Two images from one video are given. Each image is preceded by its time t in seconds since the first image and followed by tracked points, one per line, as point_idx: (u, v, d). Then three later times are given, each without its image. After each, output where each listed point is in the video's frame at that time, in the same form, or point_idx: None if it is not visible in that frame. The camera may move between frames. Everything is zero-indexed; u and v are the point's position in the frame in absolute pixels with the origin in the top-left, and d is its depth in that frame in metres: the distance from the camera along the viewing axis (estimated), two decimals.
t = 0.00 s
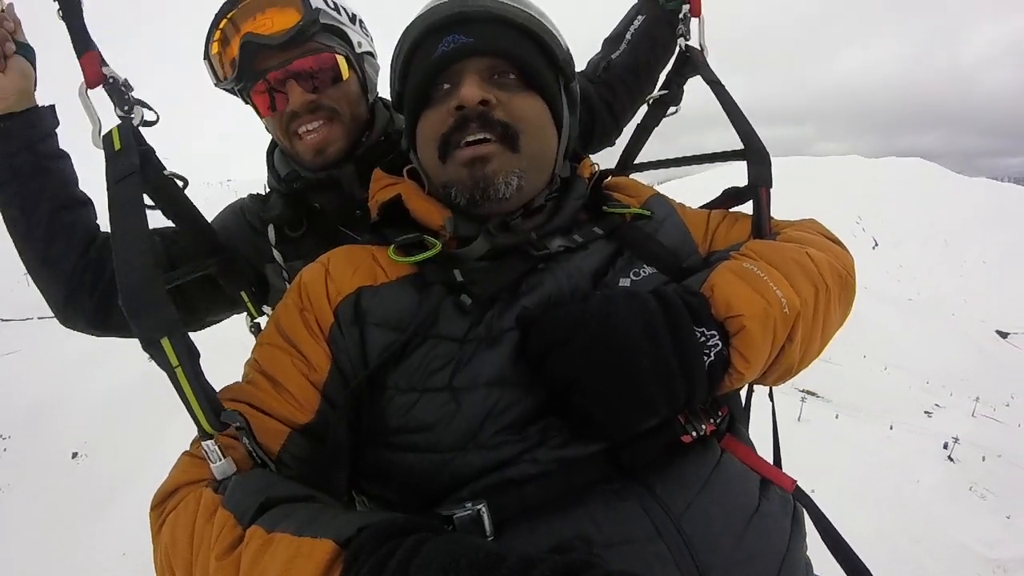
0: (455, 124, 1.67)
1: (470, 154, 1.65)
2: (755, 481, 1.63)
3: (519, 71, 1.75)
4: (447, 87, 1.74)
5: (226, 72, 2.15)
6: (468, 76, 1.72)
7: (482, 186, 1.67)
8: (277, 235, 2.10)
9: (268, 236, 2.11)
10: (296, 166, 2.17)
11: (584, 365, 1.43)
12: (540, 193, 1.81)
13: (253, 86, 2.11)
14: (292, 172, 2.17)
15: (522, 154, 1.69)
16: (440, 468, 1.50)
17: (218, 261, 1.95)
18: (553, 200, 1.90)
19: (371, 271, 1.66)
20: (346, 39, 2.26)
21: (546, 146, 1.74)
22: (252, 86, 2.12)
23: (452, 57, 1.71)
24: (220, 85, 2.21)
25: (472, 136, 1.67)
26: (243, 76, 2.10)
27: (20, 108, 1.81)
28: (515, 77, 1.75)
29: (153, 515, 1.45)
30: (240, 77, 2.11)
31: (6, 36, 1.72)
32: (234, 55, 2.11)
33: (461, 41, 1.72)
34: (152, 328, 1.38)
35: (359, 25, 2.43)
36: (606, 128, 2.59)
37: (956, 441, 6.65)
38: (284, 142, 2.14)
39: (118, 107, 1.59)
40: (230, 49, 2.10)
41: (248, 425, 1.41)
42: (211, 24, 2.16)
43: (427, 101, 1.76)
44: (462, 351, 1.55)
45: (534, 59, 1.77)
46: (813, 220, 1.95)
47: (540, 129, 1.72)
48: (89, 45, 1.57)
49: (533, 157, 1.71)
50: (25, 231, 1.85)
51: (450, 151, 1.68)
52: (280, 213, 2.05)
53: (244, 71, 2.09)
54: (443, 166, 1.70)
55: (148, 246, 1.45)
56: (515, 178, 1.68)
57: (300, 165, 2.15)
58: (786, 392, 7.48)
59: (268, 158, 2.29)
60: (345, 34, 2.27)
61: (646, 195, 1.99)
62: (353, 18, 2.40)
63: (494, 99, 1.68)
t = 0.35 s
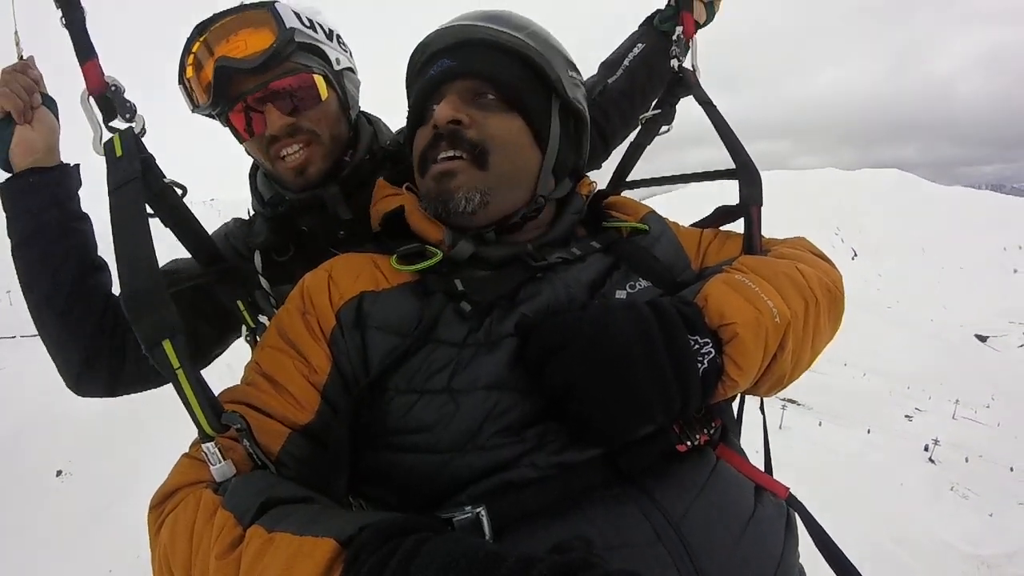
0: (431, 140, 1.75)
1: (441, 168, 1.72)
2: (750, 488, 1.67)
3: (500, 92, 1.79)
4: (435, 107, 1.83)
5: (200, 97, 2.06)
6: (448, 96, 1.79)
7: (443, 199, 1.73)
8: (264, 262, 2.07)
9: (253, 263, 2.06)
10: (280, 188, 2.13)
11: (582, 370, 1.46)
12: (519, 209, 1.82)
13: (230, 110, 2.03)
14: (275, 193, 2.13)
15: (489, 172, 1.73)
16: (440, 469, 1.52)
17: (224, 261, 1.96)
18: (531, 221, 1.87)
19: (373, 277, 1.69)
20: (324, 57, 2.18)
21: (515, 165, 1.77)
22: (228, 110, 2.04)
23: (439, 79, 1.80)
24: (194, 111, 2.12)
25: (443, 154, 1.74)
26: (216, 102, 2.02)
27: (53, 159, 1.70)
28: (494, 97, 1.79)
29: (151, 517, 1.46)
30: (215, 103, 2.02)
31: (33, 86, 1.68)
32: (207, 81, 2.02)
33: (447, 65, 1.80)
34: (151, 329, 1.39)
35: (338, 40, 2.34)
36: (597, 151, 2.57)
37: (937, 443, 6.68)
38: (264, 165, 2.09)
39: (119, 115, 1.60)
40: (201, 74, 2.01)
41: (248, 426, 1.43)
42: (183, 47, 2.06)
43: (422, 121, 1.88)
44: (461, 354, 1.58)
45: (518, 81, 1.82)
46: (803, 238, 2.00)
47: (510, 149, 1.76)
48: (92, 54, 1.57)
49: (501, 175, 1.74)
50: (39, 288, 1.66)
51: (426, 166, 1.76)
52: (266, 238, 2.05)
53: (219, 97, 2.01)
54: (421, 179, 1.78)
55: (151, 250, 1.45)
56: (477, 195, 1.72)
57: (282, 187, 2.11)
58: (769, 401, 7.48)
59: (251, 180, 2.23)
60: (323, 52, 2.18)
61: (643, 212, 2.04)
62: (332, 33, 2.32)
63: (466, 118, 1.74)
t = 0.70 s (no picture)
0: (428, 149, 1.78)
1: (436, 176, 1.75)
2: (755, 492, 1.65)
3: (496, 99, 1.80)
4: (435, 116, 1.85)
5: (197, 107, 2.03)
6: (444, 105, 1.81)
7: (440, 205, 1.75)
8: (267, 271, 2.08)
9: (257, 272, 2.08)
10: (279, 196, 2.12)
11: (584, 374, 1.46)
12: (517, 214, 1.82)
13: (226, 121, 2.00)
14: (275, 201, 2.11)
15: (483, 179, 1.75)
16: (443, 471, 1.52)
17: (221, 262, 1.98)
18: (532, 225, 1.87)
19: (379, 280, 1.70)
20: (320, 65, 2.13)
21: (511, 172, 1.78)
22: (224, 121, 2.01)
23: (435, 89, 1.82)
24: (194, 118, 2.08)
25: (440, 163, 1.77)
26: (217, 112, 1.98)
27: (91, 220, 1.61)
28: (491, 104, 1.80)
29: (153, 516, 1.47)
30: (214, 112, 1.99)
31: (63, 147, 1.58)
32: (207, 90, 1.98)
33: (444, 74, 1.82)
34: (148, 334, 1.39)
35: (335, 47, 2.29)
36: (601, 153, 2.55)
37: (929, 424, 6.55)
38: (264, 172, 2.07)
39: (113, 124, 1.59)
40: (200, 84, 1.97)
41: (246, 427, 1.45)
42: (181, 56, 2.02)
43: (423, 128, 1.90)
44: (466, 358, 1.59)
45: (511, 86, 1.81)
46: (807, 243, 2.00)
47: (505, 157, 1.77)
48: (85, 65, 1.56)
49: (495, 184, 1.76)
50: (76, 300, 1.57)
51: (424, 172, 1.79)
52: (267, 248, 2.07)
53: (215, 108, 1.97)
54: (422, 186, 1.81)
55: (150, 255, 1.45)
56: (472, 202, 1.74)
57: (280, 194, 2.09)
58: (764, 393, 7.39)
59: (251, 187, 2.21)
60: (319, 60, 2.14)
61: (648, 216, 2.04)
62: (330, 41, 2.27)
63: (462, 127, 1.75)
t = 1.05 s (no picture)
0: (428, 152, 1.76)
1: (439, 180, 1.73)
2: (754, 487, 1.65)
3: (494, 97, 1.78)
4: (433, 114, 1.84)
5: (216, 87, 2.07)
6: (442, 106, 1.79)
7: (444, 212, 1.73)
8: (269, 269, 2.07)
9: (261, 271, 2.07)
10: (284, 188, 2.13)
11: (585, 374, 1.45)
12: (521, 216, 1.82)
13: (245, 103, 2.04)
14: (280, 194, 2.12)
15: (488, 183, 1.74)
16: (443, 472, 1.52)
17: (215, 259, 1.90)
18: (535, 226, 1.87)
19: (378, 279, 1.70)
20: (344, 61, 2.20)
21: (516, 175, 1.78)
22: (243, 103, 2.05)
23: (430, 87, 1.81)
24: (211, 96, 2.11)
25: (441, 166, 1.76)
26: (238, 89, 2.02)
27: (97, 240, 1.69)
28: (490, 103, 1.79)
29: (152, 516, 1.46)
30: (234, 91, 2.02)
31: (65, 170, 1.65)
32: (230, 68, 2.02)
33: (439, 71, 1.79)
34: (138, 338, 1.44)
35: (356, 46, 2.37)
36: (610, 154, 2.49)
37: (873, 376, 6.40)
38: (275, 160, 2.10)
39: (96, 129, 1.61)
40: (225, 63, 2.02)
41: (240, 427, 1.46)
42: (205, 35, 2.07)
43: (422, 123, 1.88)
44: (467, 359, 1.59)
45: (508, 80, 1.79)
46: (807, 238, 1.98)
47: (508, 159, 1.77)
48: (66, 73, 1.58)
49: (499, 187, 1.75)
50: (84, 315, 1.65)
51: (427, 174, 1.78)
52: (269, 245, 2.05)
53: (237, 88, 2.02)
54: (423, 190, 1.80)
55: (138, 260, 1.48)
56: (477, 209, 1.73)
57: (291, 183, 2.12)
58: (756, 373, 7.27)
59: (254, 179, 2.23)
60: (343, 55, 2.21)
61: (648, 210, 2.03)
62: (353, 39, 2.35)
63: (462, 128, 1.74)
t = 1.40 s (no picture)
0: (427, 150, 1.76)
1: (437, 180, 1.73)
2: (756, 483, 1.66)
3: (492, 96, 1.77)
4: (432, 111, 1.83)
5: (249, 67, 2.10)
6: (441, 104, 1.78)
7: (443, 211, 1.73)
8: (278, 259, 2.10)
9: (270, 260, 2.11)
10: (302, 177, 2.14)
11: (584, 369, 1.44)
12: (520, 214, 1.81)
13: (276, 86, 2.07)
14: (294, 184, 2.13)
15: (487, 182, 1.74)
16: (442, 468, 1.51)
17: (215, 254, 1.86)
18: (534, 224, 1.86)
19: (377, 276, 1.69)
20: (372, 56, 2.25)
21: (515, 173, 1.77)
22: (274, 86, 2.07)
23: (429, 85, 1.80)
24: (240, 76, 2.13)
25: (440, 165, 1.75)
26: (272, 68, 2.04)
27: (88, 228, 1.67)
28: (488, 101, 1.77)
29: (152, 514, 1.46)
30: (267, 72, 2.05)
31: (54, 159, 1.62)
32: (265, 49, 2.06)
33: (437, 70, 1.78)
34: (136, 336, 1.43)
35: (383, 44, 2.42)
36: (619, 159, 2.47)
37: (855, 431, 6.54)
38: (297, 147, 2.12)
39: (96, 124, 1.60)
40: (261, 44, 2.05)
41: (239, 426, 1.45)
42: (242, 15, 2.10)
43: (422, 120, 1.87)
44: (466, 355, 1.58)
45: (506, 78, 1.78)
46: (808, 234, 1.97)
47: (507, 157, 1.76)
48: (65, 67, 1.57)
49: (498, 185, 1.74)
50: (76, 304, 1.68)
51: (427, 172, 1.77)
52: (279, 236, 2.07)
53: (269, 70, 2.05)
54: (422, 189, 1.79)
55: (135, 256, 1.47)
56: (474, 208, 1.72)
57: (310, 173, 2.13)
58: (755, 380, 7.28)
59: (268, 174, 2.25)
60: (372, 51, 2.26)
61: (648, 206, 2.02)
62: (381, 35, 2.41)
63: (461, 127, 1.73)
